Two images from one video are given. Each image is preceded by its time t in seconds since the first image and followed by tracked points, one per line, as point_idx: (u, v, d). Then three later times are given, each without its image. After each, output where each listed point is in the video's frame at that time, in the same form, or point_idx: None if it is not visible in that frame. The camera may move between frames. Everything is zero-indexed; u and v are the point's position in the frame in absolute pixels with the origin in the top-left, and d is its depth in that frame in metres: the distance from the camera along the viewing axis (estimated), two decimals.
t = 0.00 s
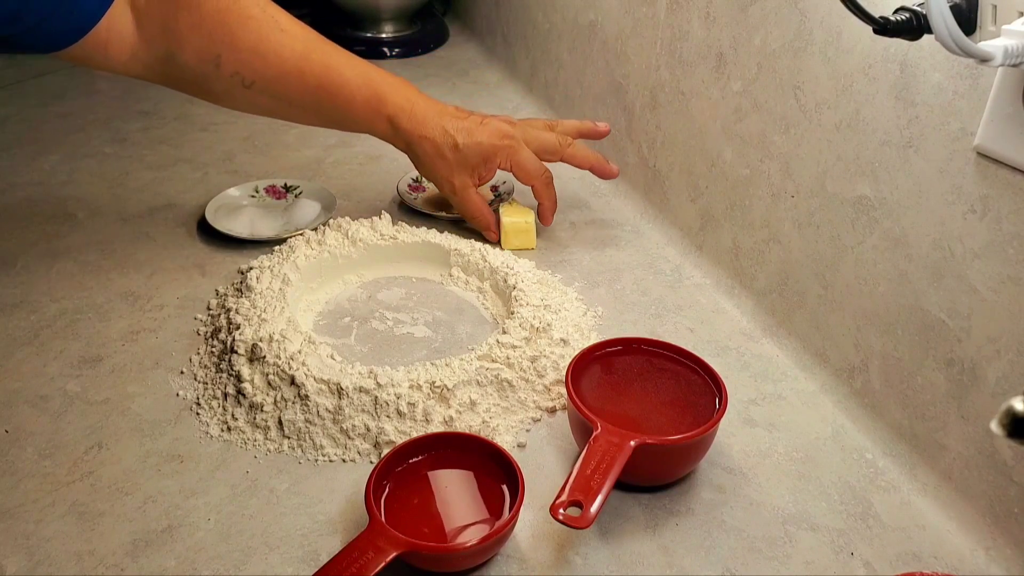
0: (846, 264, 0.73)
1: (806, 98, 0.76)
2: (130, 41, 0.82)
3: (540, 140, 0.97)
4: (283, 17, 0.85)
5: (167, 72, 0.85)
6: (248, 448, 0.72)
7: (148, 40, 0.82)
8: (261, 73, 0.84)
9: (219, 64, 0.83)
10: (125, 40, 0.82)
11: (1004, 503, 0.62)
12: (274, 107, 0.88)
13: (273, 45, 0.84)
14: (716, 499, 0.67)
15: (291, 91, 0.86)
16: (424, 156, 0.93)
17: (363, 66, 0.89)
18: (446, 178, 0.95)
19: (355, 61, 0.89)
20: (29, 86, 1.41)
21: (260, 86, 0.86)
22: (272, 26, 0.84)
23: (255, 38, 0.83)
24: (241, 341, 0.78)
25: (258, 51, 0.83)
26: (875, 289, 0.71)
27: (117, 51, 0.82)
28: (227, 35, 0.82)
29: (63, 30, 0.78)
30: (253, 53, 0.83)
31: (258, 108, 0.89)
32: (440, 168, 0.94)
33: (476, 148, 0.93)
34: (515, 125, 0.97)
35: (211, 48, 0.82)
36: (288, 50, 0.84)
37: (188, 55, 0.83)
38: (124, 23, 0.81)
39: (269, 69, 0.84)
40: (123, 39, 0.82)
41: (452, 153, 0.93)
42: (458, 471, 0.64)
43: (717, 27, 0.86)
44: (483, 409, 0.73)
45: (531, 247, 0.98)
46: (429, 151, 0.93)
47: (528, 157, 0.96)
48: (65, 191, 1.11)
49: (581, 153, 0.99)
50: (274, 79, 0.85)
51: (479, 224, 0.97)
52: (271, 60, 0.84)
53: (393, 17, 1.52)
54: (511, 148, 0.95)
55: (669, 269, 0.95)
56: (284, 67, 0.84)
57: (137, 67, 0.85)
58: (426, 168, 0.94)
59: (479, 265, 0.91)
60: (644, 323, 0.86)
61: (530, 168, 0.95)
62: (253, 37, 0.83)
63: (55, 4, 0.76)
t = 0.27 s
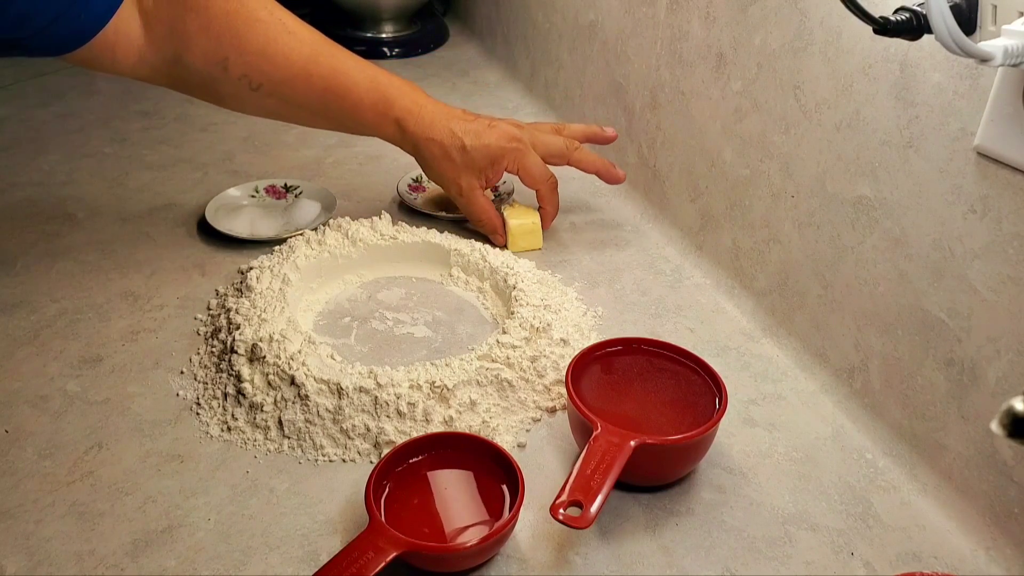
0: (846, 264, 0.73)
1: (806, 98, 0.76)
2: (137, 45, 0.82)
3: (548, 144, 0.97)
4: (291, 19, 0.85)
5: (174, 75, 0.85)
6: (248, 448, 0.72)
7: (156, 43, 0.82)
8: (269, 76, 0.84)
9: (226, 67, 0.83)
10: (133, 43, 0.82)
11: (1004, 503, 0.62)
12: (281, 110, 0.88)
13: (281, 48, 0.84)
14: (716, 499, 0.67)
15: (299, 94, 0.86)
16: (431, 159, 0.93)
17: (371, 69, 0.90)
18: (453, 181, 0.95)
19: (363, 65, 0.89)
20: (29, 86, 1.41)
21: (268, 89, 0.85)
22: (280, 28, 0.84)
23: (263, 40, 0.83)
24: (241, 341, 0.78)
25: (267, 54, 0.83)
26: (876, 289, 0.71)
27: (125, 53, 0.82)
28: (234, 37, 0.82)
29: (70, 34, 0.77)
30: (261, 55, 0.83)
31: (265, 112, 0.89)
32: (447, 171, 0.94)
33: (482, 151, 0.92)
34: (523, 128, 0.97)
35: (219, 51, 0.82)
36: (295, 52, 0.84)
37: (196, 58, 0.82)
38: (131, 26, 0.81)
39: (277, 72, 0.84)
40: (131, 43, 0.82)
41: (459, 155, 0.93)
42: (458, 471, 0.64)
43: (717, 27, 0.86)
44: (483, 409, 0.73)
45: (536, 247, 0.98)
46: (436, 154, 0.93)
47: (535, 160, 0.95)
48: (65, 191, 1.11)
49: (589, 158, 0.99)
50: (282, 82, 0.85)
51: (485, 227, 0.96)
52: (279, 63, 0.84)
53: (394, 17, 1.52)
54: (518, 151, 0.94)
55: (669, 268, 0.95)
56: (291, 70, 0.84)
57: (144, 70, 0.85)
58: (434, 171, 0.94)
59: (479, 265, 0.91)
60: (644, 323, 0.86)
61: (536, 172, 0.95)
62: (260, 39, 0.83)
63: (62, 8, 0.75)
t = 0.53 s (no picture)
0: (846, 264, 0.73)
1: (807, 98, 0.76)
2: (141, 49, 0.82)
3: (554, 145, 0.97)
4: (295, 23, 0.85)
5: (177, 79, 0.85)
6: (248, 448, 0.72)
7: (160, 48, 0.82)
8: (274, 80, 0.84)
9: (232, 72, 0.83)
10: (137, 48, 0.81)
11: (1004, 503, 0.62)
12: (286, 115, 0.88)
13: (286, 52, 0.84)
14: (716, 499, 0.67)
15: (305, 98, 0.86)
16: (438, 163, 0.93)
17: (376, 73, 0.90)
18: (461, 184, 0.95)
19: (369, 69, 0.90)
20: (29, 86, 1.41)
21: (274, 93, 0.85)
22: (285, 32, 0.84)
23: (268, 44, 0.83)
24: (241, 341, 0.78)
25: (272, 58, 0.83)
26: (875, 289, 0.71)
27: (128, 58, 0.82)
28: (240, 42, 0.82)
29: (74, 39, 0.77)
30: (267, 59, 0.83)
31: (270, 117, 0.89)
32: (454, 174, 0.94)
33: (490, 152, 0.92)
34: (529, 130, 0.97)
35: (225, 54, 0.82)
36: (301, 56, 0.84)
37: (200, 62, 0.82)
38: (136, 30, 0.81)
39: (282, 76, 0.84)
40: (135, 48, 0.81)
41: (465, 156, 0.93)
42: (458, 471, 0.64)
43: (717, 26, 0.86)
44: (483, 409, 0.73)
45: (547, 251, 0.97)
46: (443, 156, 0.92)
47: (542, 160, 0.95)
48: (65, 191, 1.11)
49: (598, 157, 0.99)
50: (288, 86, 0.85)
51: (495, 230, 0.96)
52: (285, 67, 0.84)
53: (393, 17, 1.52)
54: (526, 151, 0.94)
55: (669, 268, 0.95)
56: (297, 74, 0.84)
57: (146, 74, 0.84)
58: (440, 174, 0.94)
59: (479, 265, 0.91)
60: (644, 323, 0.86)
61: (545, 172, 0.95)
62: (265, 43, 0.83)
63: (68, 12, 0.75)
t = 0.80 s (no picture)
0: (846, 264, 0.73)
1: (807, 98, 0.76)
2: (140, 48, 0.82)
3: (555, 146, 0.97)
4: (296, 24, 0.85)
5: (178, 80, 0.85)
6: (248, 448, 0.72)
7: (160, 48, 0.82)
8: (275, 81, 0.84)
9: (232, 72, 0.83)
10: (136, 48, 0.81)
11: (1004, 503, 0.62)
12: (288, 117, 0.88)
13: (287, 53, 0.84)
14: (716, 499, 0.67)
15: (306, 99, 0.86)
16: (439, 165, 0.93)
17: (376, 74, 0.90)
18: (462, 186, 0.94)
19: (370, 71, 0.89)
20: (29, 86, 1.41)
21: (274, 94, 0.85)
22: (286, 33, 0.84)
23: (269, 44, 0.83)
24: (240, 341, 0.78)
25: (273, 59, 0.83)
26: (875, 289, 0.71)
27: (128, 58, 0.82)
28: (241, 42, 0.82)
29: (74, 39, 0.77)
30: (267, 60, 0.83)
31: (271, 118, 0.88)
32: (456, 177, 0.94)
33: (491, 154, 0.92)
34: (530, 131, 0.97)
35: (225, 54, 0.82)
36: (302, 57, 0.84)
37: (200, 62, 0.82)
38: (136, 31, 0.81)
39: (283, 77, 0.84)
40: (135, 48, 0.81)
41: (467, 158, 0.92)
42: (458, 471, 0.64)
43: (717, 26, 0.86)
44: (483, 409, 0.73)
45: (551, 254, 0.97)
46: (444, 158, 0.92)
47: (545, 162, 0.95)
48: (65, 191, 1.11)
49: (600, 159, 0.99)
50: (289, 87, 0.85)
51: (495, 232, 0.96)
52: (286, 68, 0.84)
53: (393, 17, 1.52)
54: (527, 153, 0.94)
55: (669, 268, 0.95)
56: (298, 76, 0.84)
57: (146, 75, 0.84)
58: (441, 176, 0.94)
59: (479, 265, 0.91)
60: (644, 323, 0.86)
61: (548, 174, 0.95)
62: (266, 44, 0.83)
63: (69, 12, 0.75)
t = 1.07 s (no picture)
0: (846, 264, 0.73)
1: (807, 98, 0.76)
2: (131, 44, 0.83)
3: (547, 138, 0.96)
4: (287, 20, 0.86)
5: (172, 77, 0.85)
6: (248, 448, 0.72)
7: (151, 46, 0.83)
8: (265, 76, 0.84)
9: (224, 67, 0.83)
10: (128, 44, 0.82)
11: (1004, 503, 0.61)
12: (281, 113, 0.88)
13: (278, 47, 0.84)
14: (716, 499, 0.67)
15: (298, 94, 0.86)
16: (429, 159, 0.91)
17: (367, 69, 0.89)
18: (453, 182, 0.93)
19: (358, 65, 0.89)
20: (29, 86, 1.41)
21: (265, 90, 0.85)
22: (276, 28, 0.84)
23: (260, 40, 0.83)
24: (240, 341, 0.78)
25: (262, 54, 0.83)
26: (875, 289, 0.71)
27: (120, 54, 0.82)
28: (231, 37, 0.82)
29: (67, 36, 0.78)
30: (257, 54, 0.83)
31: (264, 115, 0.88)
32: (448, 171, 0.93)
33: (482, 147, 0.91)
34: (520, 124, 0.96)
35: (215, 49, 0.82)
36: (292, 52, 0.84)
37: (191, 58, 0.83)
38: (128, 28, 0.82)
39: (273, 72, 0.84)
40: (127, 45, 0.82)
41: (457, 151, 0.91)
42: (458, 471, 0.64)
43: (717, 27, 0.86)
44: (483, 409, 0.73)
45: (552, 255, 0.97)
46: (434, 151, 0.91)
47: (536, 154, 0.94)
48: (65, 191, 1.11)
49: (590, 152, 0.97)
50: (279, 82, 0.85)
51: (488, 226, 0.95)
52: (277, 63, 0.84)
53: (394, 17, 1.52)
54: (518, 145, 0.93)
55: (670, 268, 0.95)
56: (288, 71, 0.84)
57: (140, 72, 0.85)
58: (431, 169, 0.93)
59: (479, 265, 0.91)
60: (644, 323, 0.86)
61: (540, 165, 0.95)
62: (256, 39, 0.83)
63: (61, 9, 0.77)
